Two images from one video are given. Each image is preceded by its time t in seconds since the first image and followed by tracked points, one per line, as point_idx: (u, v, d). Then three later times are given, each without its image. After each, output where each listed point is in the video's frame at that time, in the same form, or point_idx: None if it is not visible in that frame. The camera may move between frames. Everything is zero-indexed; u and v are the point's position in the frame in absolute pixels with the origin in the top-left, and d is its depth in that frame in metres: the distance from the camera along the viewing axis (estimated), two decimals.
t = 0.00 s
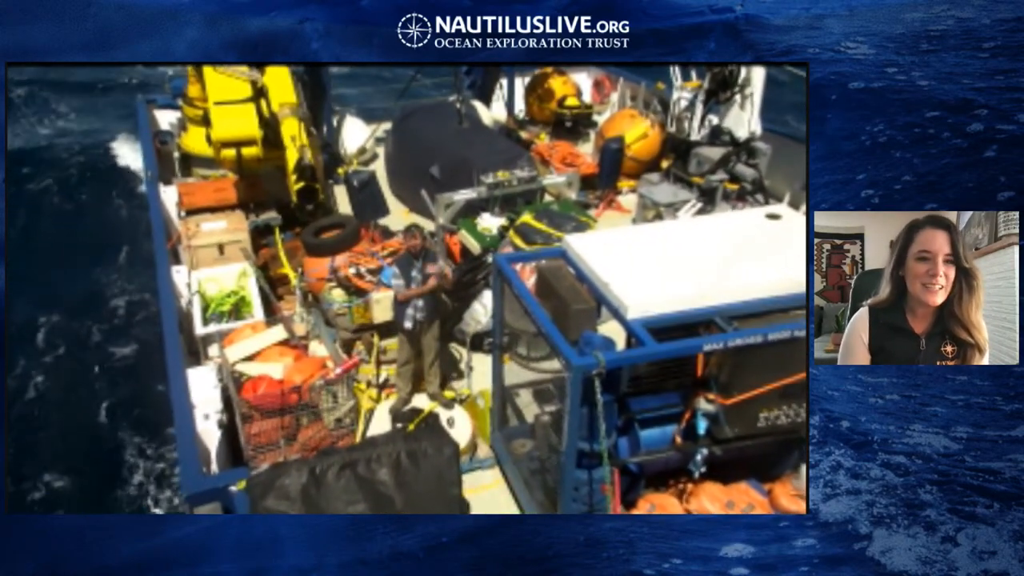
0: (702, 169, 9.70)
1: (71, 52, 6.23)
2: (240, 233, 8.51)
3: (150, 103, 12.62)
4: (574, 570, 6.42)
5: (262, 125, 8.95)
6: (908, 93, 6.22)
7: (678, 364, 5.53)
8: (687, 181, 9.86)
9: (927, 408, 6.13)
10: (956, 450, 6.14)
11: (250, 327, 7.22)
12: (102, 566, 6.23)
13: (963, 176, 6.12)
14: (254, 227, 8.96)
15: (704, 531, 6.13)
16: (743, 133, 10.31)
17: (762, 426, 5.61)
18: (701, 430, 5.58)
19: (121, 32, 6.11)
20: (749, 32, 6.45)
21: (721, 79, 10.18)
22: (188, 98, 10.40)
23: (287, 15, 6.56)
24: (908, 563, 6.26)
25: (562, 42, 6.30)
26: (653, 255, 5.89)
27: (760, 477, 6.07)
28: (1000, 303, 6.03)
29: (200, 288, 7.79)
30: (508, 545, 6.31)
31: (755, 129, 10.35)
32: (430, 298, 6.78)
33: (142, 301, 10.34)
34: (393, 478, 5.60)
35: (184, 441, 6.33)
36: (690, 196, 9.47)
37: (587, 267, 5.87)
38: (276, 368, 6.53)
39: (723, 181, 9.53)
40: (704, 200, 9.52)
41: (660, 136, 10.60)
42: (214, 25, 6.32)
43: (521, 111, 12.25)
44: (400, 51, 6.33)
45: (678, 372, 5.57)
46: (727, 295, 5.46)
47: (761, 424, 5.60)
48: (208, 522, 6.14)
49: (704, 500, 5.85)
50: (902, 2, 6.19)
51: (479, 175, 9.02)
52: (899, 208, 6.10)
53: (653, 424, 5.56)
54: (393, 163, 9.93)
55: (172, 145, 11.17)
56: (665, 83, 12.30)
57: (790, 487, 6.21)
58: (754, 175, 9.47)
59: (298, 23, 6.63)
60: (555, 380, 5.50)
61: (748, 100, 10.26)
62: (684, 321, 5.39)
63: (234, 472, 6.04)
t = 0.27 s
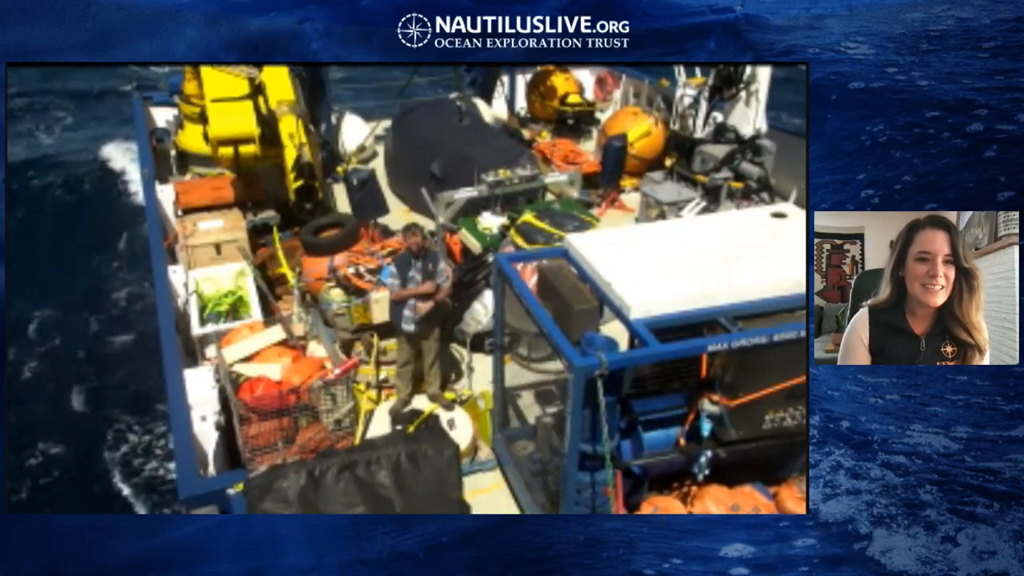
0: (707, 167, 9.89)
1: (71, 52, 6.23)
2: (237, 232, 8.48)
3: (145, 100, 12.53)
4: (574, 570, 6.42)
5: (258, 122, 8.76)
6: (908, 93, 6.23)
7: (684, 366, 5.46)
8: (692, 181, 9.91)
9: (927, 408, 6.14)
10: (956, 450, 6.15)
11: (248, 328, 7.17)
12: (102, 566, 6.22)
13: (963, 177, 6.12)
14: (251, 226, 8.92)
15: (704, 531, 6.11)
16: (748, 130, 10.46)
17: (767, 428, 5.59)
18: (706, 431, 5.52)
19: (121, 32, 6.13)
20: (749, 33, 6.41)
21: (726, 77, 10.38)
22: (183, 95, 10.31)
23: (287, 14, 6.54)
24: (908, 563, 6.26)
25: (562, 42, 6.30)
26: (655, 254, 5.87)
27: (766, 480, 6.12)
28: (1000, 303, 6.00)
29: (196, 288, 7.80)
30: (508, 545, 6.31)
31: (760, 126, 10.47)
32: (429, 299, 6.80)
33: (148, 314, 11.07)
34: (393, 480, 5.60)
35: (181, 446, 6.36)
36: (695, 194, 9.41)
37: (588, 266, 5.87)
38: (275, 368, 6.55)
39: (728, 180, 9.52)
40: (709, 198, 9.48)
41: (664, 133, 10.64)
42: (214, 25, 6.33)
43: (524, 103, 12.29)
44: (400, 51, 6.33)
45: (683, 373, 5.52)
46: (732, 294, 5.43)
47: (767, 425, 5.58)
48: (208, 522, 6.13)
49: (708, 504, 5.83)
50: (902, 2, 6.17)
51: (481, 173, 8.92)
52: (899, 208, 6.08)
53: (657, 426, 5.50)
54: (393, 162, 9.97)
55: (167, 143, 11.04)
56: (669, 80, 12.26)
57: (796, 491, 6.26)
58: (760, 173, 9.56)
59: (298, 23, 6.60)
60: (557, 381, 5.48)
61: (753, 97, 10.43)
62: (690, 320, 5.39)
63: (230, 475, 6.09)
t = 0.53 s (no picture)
0: (712, 165, 9.79)
1: (71, 52, 6.22)
2: (233, 231, 8.45)
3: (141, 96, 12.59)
4: (574, 570, 6.42)
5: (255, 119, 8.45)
6: (909, 93, 6.27)
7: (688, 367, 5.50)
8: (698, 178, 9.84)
9: (927, 408, 6.23)
10: (956, 450, 6.23)
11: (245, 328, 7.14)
12: (102, 566, 6.22)
13: (963, 177, 6.28)
14: (249, 224, 8.95)
15: (703, 531, 6.10)
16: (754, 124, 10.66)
17: (774, 430, 5.57)
18: (712, 434, 5.51)
19: (121, 32, 6.16)
20: (749, 33, 6.48)
21: (733, 73, 10.43)
22: (178, 92, 10.17)
23: (287, 14, 6.39)
24: (908, 563, 6.23)
25: (563, 42, 6.26)
26: (658, 254, 5.85)
27: (772, 485, 5.99)
28: (1000, 303, 5.96)
29: (193, 288, 7.75)
30: (507, 545, 6.31)
31: (765, 122, 10.66)
32: (431, 301, 6.83)
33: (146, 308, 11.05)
34: (393, 485, 5.60)
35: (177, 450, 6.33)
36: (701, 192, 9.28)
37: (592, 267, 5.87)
38: (272, 370, 6.50)
39: (734, 178, 9.54)
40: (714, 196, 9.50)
41: (666, 130, 10.51)
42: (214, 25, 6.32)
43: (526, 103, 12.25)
44: (400, 51, 6.30)
45: (688, 375, 5.55)
46: (737, 294, 5.43)
47: (773, 429, 5.57)
48: (208, 523, 6.11)
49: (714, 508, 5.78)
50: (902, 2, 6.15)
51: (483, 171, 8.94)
52: (899, 208, 6.03)
53: (661, 428, 5.55)
54: (391, 159, 9.95)
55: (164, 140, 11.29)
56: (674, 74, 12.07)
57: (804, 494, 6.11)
58: (765, 171, 9.60)
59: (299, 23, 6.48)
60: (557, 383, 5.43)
61: (761, 94, 10.68)
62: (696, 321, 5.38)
63: (227, 479, 6.06)
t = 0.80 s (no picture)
0: (717, 163, 9.80)
1: (71, 52, 6.22)
2: (230, 231, 8.40)
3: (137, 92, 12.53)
4: (574, 570, 6.42)
5: (256, 117, 9.19)
6: (908, 93, 6.22)
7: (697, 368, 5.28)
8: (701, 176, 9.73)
9: (927, 408, 6.15)
10: (956, 450, 6.16)
11: (243, 328, 7.11)
12: (103, 566, 6.22)
13: (962, 177, 6.16)
14: (247, 224, 8.81)
15: (703, 531, 6.12)
16: (759, 123, 10.50)
17: (779, 432, 5.63)
18: (716, 436, 5.45)
19: (121, 32, 6.18)
20: (748, 33, 6.40)
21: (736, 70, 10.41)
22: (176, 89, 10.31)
23: (287, 14, 6.38)
24: (908, 563, 6.27)
25: (563, 42, 6.28)
26: (659, 253, 5.85)
27: (778, 488, 6.12)
28: (1000, 303, 6.04)
29: (190, 288, 7.73)
30: (507, 545, 6.31)
31: (771, 120, 10.54)
32: (433, 301, 6.84)
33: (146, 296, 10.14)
34: (393, 487, 5.68)
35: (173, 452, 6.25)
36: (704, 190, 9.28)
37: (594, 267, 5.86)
38: (270, 372, 6.47)
39: (739, 175, 9.55)
40: (720, 194, 9.43)
41: (671, 128, 10.46)
42: (214, 25, 6.32)
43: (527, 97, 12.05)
44: (400, 51, 6.34)
45: (694, 375, 5.35)
46: (742, 293, 5.43)
47: (778, 430, 5.63)
48: (208, 523, 6.11)
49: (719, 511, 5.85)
50: (902, 2, 6.21)
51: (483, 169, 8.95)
52: (899, 208, 6.12)
53: (665, 430, 5.43)
54: (392, 158, 9.86)
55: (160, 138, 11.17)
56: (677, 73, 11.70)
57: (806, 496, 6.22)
58: (771, 169, 9.71)
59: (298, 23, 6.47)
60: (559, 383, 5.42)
61: (765, 90, 10.53)
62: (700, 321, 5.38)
63: (225, 480, 5.97)
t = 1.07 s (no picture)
0: (721, 161, 9.83)
1: (71, 52, 6.23)
2: (228, 230, 8.50)
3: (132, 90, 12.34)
4: (574, 570, 6.41)
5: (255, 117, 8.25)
6: (908, 93, 6.24)
7: (701, 365, 5.41)
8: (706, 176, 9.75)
9: (927, 408, 6.14)
10: (956, 450, 6.16)
11: (241, 329, 7.14)
12: (102, 566, 6.23)
13: (962, 177, 6.15)
14: (245, 223, 8.90)
15: (704, 531, 6.13)
16: (766, 121, 10.43)
17: (784, 435, 5.63)
18: (721, 438, 5.54)
19: (121, 32, 6.18)
20: (748, 33, 6.43)
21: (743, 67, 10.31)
22: (172, 86, 10.12)
23: (287, 14, 6.38)
24: (908, 563, 6.27)
25: (563, 42, 6.29)
26: (660, 254, 5.84)
27: (784, 492, 6.13)
28: (1000, 303, 6.05)
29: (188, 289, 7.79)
30: (507, 545, 6.31)
31: (778, 117, 10.43)
32: (433, 301, 6.84)
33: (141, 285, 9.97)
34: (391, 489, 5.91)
35: (171, 457, 6.22)
36: (707, 189, 9.39)
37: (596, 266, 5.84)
38: (268, 372, 6.38)
39: (744, 174, 9.46)
40: (724, 192, 9.48)
41: (676, 125, 10.57)
42: (214, 25, 6.31)
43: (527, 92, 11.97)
44: (400, 51, 6.33)
45: (697, 377, 5.47)
46: (748, 294, 5.40)
47: (783, 433, 5.63)
48: (208, 523, 6.13)
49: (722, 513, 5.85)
50: (902, 1, 6.20)
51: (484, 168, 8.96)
52: (899, 209, 6.11)
53: (668, 432, 5.49)
54: (391, 157, 9.79)
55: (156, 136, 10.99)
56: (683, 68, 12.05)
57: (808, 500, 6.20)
58: (776, 167, 9.64)
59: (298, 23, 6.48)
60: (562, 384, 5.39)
61: (771, 87, 10.47)
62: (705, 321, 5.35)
63: (221, 484, 6.07)
